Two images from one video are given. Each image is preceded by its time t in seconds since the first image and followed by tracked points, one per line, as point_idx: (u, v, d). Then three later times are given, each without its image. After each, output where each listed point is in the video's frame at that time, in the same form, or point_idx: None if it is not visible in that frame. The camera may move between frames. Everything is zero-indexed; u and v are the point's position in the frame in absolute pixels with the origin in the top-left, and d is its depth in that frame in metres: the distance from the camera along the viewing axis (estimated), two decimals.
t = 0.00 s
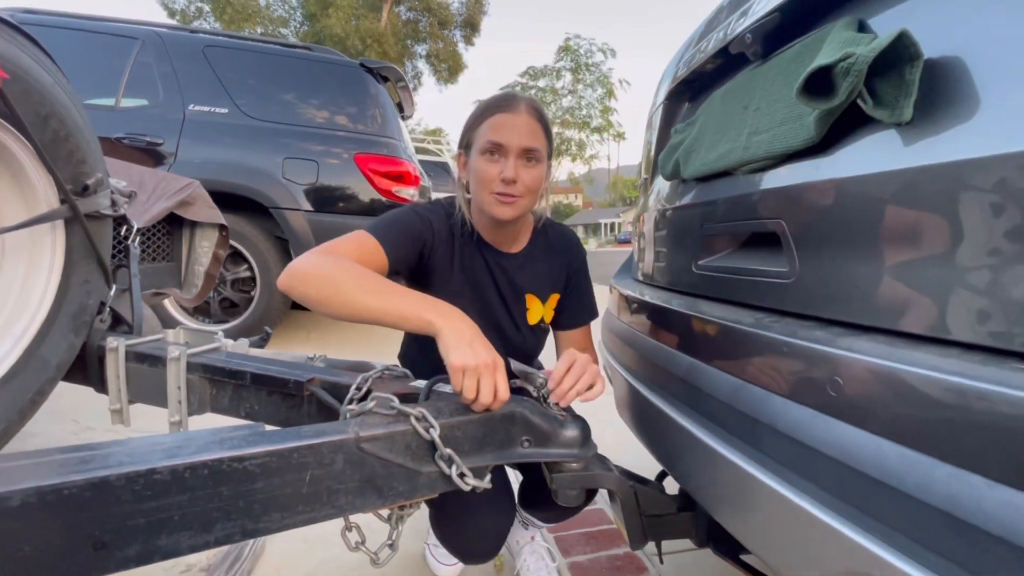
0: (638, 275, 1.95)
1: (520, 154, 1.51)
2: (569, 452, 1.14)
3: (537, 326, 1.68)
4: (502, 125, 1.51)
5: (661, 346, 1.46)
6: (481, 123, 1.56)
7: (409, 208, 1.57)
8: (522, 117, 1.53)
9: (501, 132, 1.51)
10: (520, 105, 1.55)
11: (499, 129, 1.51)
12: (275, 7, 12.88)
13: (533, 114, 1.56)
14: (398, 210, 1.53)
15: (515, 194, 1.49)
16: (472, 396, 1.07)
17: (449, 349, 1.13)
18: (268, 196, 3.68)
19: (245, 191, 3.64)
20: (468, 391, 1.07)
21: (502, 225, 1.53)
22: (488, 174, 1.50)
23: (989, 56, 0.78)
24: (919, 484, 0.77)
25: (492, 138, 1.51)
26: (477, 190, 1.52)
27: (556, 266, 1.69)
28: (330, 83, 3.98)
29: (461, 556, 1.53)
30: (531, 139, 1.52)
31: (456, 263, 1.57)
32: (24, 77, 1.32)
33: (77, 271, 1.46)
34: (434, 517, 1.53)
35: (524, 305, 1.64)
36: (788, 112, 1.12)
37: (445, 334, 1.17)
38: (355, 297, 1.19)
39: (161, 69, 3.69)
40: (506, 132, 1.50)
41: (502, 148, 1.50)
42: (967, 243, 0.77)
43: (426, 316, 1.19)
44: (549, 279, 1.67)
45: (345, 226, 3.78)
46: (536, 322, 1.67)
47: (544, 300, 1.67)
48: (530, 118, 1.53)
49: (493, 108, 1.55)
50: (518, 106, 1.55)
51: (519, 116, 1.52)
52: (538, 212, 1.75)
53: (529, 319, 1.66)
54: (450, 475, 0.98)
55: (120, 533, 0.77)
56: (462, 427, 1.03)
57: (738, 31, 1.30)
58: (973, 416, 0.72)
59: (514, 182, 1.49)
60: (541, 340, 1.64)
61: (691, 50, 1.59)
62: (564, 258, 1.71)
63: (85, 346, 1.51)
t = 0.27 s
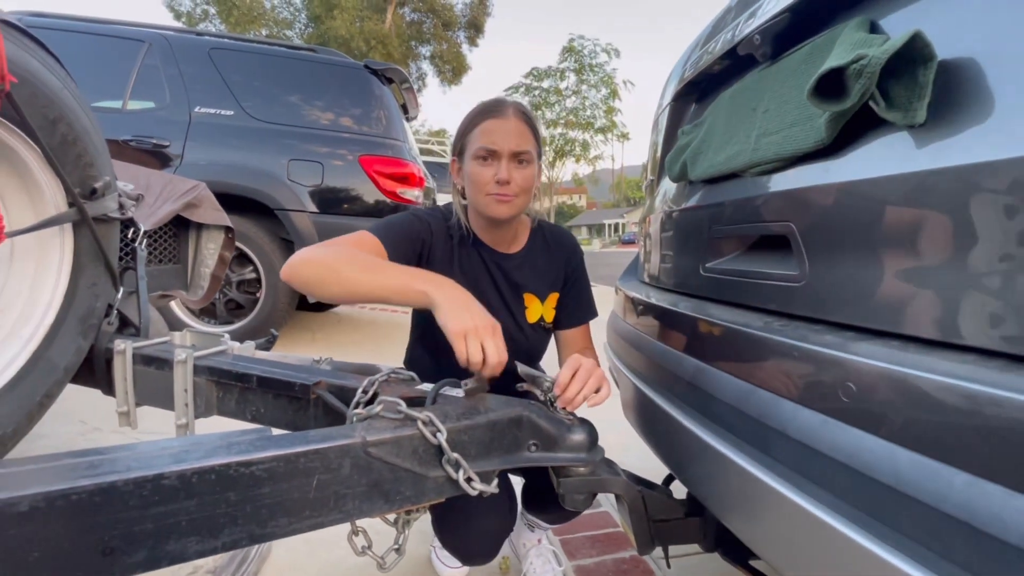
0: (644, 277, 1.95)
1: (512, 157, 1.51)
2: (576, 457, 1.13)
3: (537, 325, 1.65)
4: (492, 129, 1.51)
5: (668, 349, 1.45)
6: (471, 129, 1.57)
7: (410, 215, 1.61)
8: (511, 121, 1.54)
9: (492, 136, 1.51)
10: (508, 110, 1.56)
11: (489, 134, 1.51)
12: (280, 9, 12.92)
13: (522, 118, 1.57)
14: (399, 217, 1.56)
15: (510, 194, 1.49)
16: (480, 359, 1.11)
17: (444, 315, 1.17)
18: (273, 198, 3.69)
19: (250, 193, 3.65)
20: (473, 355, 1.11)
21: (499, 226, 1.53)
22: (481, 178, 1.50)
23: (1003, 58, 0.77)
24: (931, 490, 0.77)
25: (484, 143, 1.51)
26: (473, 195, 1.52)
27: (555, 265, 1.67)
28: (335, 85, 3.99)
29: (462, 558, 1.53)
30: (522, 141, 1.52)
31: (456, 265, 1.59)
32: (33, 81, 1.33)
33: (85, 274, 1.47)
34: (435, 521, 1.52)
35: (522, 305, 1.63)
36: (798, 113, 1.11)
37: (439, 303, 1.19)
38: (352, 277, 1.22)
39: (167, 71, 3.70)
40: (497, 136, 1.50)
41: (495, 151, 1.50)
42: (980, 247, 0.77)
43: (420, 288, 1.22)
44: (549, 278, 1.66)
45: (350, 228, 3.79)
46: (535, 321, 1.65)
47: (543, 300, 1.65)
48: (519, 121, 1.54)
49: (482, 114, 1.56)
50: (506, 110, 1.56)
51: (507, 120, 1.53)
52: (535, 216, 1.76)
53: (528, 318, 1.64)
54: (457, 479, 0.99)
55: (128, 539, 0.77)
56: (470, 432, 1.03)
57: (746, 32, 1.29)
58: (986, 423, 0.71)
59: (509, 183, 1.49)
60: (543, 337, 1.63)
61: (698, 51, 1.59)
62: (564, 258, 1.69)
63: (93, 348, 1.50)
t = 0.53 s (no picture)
0: (649, 278, 1.94)
1: (511, 159, 1.50)
2: (581, 459, 1.12)
3: (537, 326, 1.63)
4: (491, 133, 1.50)
5: (674, 350, 1.44)
6: (470, 133, 1.56)
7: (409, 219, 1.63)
8: (509, 124, 1.52)
9: (491, 139, 1.50)
10: (507, 113, 1.55)
11: (488, 137, 1.50)
12: (284, 9, 12.93)
13: (521, 120, 1.55)
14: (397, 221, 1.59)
15: (509, 197, 1.48)
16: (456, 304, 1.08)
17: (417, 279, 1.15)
18: (276, 198, 3.69)
19: (254, 192, 3.65)
20: (455, 298, 1.08)
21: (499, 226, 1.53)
22: (480, 181, 1.50)
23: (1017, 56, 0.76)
24: (944, 495, 0.75)
25: (482, 146, 1.50)
26: (473, 197, 1.52)
27: (555, 264, 1.65)
28: (339, 85, 3.98)
29: (461, 560, 1.53)
30: (520, 144, 1.51)
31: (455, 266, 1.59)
32: (37, 80, 1.33)
33: (88, 274, 1.46)
34: (436, 524, 1.51)
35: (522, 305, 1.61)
36: (807, 112, 1.10)
37: (412, 271, 1.17)
38: (337, 265, 1.25)
39: (171, 71, 3.70)
40: (495, 139, 1.49)
41: (493, 154, 1.49)
42: (993, 248, 0.75)
43: (396, 262, 1.21)
44: (549, 278, 1.64)
45: (354, 228, 3.78)
46: (537, 322, 1.63)
47: (544, 300, 1.64)
48: (517, 125, 1.53)
49: (481, 118, 1.54)
50: (504, 114, 1.54)
51: (505, 122, 1.51)
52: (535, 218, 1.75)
53: (529, 319, 1.62)
54: (462, 482, 0.97)
55: (129, 542, 0.76)
56: (475, 434, 1.02)
57: (754, 29, 1.28)
58: (1000, 427, 0.70)
59: (507, 186, 1.48)
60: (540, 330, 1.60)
61: (704, 50, 1.58)
62: (564, 257, 1.67)
63: (96, 348, 1.50)
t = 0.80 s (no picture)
0: (653, 276, 1.93)
1: (512, 155, 1.50)
2: (586, 458, 1.12)
3: (539, 324, 1.62)
4: (493, 128, 1.50)
5: (680, 349, 1.43)
6: (473, 128, 1.56)
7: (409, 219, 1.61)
8: (512, 120, 1.52)
9: (493, 135, 1.50)
10: (510, 109, 1.55)
11: (490, 132, 1.50)
12: (289, 8, 12.95)
13: (523, 117, 1.55)
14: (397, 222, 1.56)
15: (509, 192, 1.48)
16: (478, 321, 1.09)
17: (433, 296, 1.15)
18: (281, 196, 3.69)
19: (259, 191, 3.65)
20: (479, 318, 1.08)
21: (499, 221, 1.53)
22: (482, 177, 1.50)
23: None
24: (953, 497, 0.75)
25: (485, 141, 1.50)
26: (473, 193, 1.52)
27: (555, 262, 1.66)
28: (343, 84, 3.98)
29: (467, 559, 1.53)
30: (522, 140, 1.51)
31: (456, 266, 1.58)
32: (43, 78, 1.33)
33: (94, 272, 1.46)
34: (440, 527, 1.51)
35: (523, 304, 1.61)
36: (816, 109, 1.09)
37: (425, 288, 1.17)
38: (346, 282, 1.25)
39: (177, 70, 3.71)
40: (497, 134, 1.49)
41: (495, 149, 1.49)
42: (1003, 248, 0.75)
43: (407, 278, 1.20)
44: (550, 276, 1.64)
45: (358, 226, 3.79)
46: (539, 320, 1.63)
47: (545, 298, 1.63)
48: (520, 121, 1.53)
49: (484, 114, 1.54)
50: (507, 110, 1.54)
51: (508, 118, 1.51)
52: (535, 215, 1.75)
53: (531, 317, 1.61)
54: (467, 481, 0.97)
55: (135, 539, 0.76)
56: (480, 432, 1.02)
57: (761, 26, 1.27)
58: (1010, 428, 0.69)
59: (508, 181, 1.48)
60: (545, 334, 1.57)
61: (710, 48, 1.57)
62: (564, 255, 1.68)
63: (102, 346, 1.51)
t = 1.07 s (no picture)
0: (658, 276, 1.93)
1: (510, 149, 1.50)
2: (591, 457, 1.12)
3: (542, 323, 1.62)
4: (490, 123, 1.51)
5: (685, 349, 1.43)
6: (470, 126, 1.56)
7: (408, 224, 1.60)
8: (509, 116, 1.53)
9: (491, 130, 1.50)
10: (507, 106, 1.55)
11: (487, 128, 1.51)
12: (293, 8, 12.97)
13: (520, 114, 1.56)
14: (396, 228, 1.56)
15: (508, 185, 1.48)
16: (488, 335, 1.12)
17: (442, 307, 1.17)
18: (285, 195, 3.70)
19: (263, 190, 3.66)
20: (486, 333, 1.12)
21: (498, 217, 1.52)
22: (480, 172, 1.50)
23: None
24: (962, 496, 0.75)
25: (482, 137, 1.50)
26: (472, 188, 1.51)
27: (556, 260, 1.66)
28: (347, 83, 3.99)
29: (476, 558, 1.53)
30: (519, 135, 1.51)
31: (457, 268, 1.58)
32: (50, 77, 1.33)
33: (101, 270, 1.47)
34: (448, 525, 1.52)
35: (525, 303, 1.60)
36: (823, 108, 1.09)
37: (434, 298, 1.18)
38: (355, 291, 1.24)
39: (182, 69, 3.72)
40: (495, 129, 1.50)
41: (492, 145, 1.49)
42: (1011, 247, 0.75)
43: (416, 288, 1.21)
44: (551, 274, 1.65)
45: (362, 225, 3.79)
46: (542, 319, 1.63)
47: (546, 295, 1.63)
48: (517, 117, 1.53)
49: (481, 111, 1.55)
50: (504, 107, 1.55)
51: (505, 114, 1.52)
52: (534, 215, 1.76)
53: (533, 316, 1.61)
54: (472, 479, 0.97)
55: (144, 535, 0.76)
56: (485, 431, 1.02)
57: (768, 24, 1.27)
58: (1019, 428, 0.69)
59: (507, 174, 1.48)
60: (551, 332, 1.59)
61: (715, 46, 1.57)
62: (565, 253, 1.68)
63: (109, 344, 1.51)
